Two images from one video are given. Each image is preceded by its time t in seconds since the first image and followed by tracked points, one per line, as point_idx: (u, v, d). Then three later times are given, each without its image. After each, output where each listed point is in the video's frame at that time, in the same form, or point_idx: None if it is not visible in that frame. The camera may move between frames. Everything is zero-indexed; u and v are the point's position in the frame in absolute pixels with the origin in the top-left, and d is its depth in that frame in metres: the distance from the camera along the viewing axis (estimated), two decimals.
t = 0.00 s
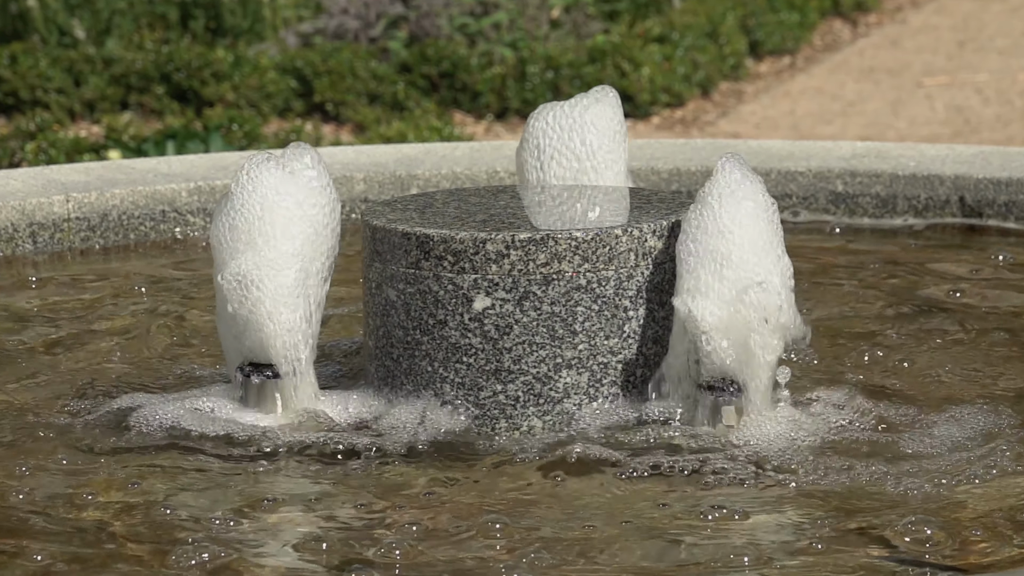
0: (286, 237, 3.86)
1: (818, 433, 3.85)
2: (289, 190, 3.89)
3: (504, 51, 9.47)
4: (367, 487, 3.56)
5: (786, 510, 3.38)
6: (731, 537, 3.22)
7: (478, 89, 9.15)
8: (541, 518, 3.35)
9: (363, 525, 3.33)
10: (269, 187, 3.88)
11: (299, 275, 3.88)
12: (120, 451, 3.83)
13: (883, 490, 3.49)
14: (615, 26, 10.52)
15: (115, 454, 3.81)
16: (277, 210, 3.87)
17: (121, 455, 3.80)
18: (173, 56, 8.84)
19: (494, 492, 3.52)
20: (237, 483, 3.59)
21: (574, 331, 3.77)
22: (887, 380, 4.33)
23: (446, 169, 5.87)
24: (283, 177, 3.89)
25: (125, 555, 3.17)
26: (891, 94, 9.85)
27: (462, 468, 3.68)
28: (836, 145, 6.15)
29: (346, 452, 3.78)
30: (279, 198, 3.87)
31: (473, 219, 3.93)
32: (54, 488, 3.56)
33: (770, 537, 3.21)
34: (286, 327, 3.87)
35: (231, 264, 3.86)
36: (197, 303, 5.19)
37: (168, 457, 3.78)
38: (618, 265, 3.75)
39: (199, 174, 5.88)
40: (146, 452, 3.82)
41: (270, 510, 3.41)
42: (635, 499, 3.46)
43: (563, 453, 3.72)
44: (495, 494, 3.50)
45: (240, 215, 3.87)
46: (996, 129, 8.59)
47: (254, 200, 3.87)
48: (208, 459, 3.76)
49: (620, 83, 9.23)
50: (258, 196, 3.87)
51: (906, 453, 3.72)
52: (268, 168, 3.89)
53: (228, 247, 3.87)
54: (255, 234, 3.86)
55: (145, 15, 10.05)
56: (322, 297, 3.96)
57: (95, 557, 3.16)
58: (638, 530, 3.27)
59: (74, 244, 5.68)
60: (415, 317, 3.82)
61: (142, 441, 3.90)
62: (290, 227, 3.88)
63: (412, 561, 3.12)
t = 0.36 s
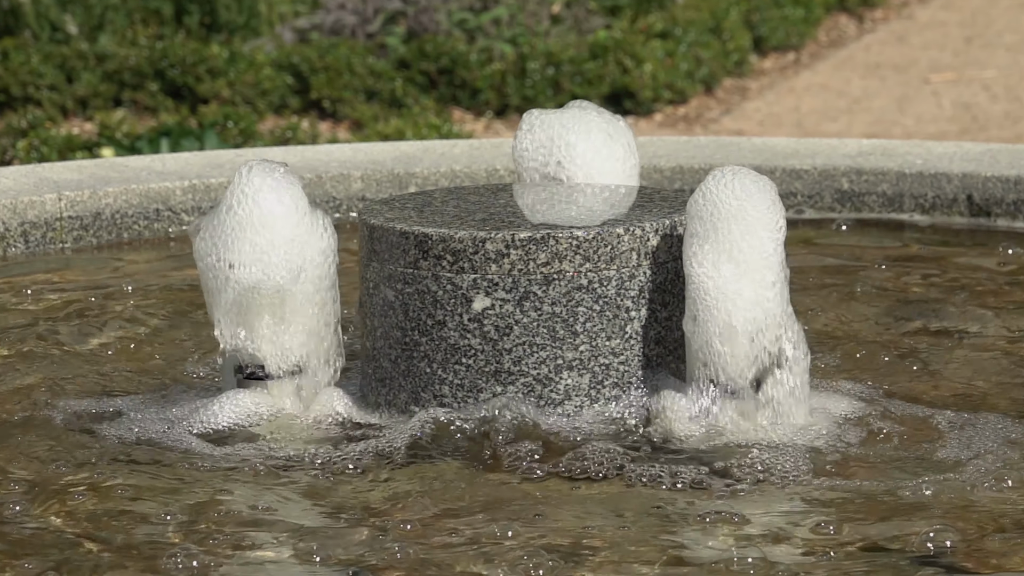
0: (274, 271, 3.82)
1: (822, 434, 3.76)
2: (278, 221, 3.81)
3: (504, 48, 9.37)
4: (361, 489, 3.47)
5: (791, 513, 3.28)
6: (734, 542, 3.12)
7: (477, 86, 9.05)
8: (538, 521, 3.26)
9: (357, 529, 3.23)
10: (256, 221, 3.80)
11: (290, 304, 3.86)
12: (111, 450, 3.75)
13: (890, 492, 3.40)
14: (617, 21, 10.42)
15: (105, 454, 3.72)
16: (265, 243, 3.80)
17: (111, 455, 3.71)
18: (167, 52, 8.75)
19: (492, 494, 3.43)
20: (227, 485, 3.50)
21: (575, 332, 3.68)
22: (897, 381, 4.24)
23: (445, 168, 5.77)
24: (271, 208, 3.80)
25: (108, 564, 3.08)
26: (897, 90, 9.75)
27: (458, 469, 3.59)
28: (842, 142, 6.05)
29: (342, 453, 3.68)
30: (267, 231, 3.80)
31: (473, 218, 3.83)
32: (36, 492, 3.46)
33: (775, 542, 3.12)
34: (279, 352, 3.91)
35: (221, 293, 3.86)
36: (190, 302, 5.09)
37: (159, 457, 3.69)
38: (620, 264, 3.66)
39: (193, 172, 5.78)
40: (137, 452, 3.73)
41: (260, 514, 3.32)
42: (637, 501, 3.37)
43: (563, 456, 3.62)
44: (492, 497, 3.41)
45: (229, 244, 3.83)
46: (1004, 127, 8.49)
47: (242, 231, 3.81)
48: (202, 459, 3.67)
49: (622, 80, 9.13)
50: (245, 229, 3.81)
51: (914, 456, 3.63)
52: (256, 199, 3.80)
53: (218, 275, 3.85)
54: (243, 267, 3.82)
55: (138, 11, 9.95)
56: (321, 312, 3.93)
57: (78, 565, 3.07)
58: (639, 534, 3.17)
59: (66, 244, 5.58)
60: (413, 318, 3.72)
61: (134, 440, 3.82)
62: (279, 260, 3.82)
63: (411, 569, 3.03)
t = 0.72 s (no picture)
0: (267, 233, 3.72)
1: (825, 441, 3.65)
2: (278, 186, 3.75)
3: (504, 44, 9.29)
4: (354, 491, 3.38)
5: (795, 517, 3.20)
6: (736, 548, 3.04)
7: (476, 82, 8.96)
8: (535, 524, 3.17)
9: (347, 532, 3.15)
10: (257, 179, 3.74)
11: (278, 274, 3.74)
12: (92, 452, 3.66)
13: (895, 495, 3.31)
14: (618, 16, 10.31)
15: (86, 456, 3.63)
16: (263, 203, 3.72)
17: (93, 458, 3.62)
18: (161, 48, 8.66)
19: (488, 497, 3.34)
20: (216, 488, 3.41)
21: (577, 333, 3.58)
22: (905, 383, 4.14)
23: (444, 166, 5.68)
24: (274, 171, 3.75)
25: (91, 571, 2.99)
26: (904, 87, 9.65)
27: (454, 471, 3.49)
28: (847, 140, 5.96)
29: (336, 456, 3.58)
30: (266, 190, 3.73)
31: (473, 217, 3.74)
32: (18, 496, 3.37)
33: (778, 547, 3.03)
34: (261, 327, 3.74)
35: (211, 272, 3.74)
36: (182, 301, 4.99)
37: (142, 461, 3.60)
38: (621, 264, 3.56)
39: (188, 170, 5.69)
40: (119, 455, 3.64)
41: (247, 517, 3.23)
42: (636, 504, 3.27)
43: (561, 458, 3.52)
44: (488, 500, 3.32)
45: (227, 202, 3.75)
46: (1013, 124, 8.38)
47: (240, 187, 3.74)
48: (185, 462, 3.57)
49: (624, 76, 9.03)
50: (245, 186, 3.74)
51: (920, 458, 3.53)
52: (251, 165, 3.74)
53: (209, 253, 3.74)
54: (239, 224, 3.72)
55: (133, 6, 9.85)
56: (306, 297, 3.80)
57: (61, 569, 2.98)
58: (638, 539, 3.09)
59: (58, 243, 5.49)
60: (412, 318, 3.63)
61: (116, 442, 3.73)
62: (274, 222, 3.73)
63: None
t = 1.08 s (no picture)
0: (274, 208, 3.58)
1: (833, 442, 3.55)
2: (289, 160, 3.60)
3: (504, 40, 9.21)
4: (346, 495, 3.29)
5: (800, 525, 3.10)
6: (739, 555, 2.94)
7: (475, 79, 8.87)
8: (532, 531, 3.07)
9: (338, 538, 3.05)
10: (268, 150, 3.59)
11: (281, 251, 3.60)
12: (78, 452, 3.57)
13: (904, 503, 3.21)
14: (619, 13, 10.21)
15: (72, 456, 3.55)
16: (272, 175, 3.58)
17: (78, 458, 3.54)
18: (155, 45, 8.58)
19: (485, 501, 3.24)
20: (205, 491, 3.31)
21: (578, 334, 3.50)
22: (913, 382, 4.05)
23: (442, 164, 5.58)
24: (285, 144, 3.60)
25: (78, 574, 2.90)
26: (911, 84, 9.55)
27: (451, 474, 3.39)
28: (853, 138, 5.86)
29: (330, 456, 3.49)
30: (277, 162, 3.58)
31: (473, 215, 3.64)
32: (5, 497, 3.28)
33: (782, 556, 2.94)
34: (257, 305, 3.60)
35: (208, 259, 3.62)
36: (174, 303, 4.90)
37: (130, 462, 3.51)
38: (623, 263, 3.47)
39: (183, 168, 5.59)
40: (106, 455, 3.55)
41: (235, 522, 3.13)
42: (637, 509, 3.19)
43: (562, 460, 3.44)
44: (484, 505, 3.22)
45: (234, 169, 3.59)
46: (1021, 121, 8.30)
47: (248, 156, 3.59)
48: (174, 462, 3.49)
49: (626, 73, 8.94)
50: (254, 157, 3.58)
51: (933, 462, 3.44)
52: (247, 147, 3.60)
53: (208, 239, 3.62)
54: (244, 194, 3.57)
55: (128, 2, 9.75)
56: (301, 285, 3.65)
57: (46, 571, 2.89)
58: (637, 546, 2.99)
59: (51, 242, 5.39)
60: (410, 318, 3.55)
61: (104, 441, 3.64)
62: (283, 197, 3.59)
63: None
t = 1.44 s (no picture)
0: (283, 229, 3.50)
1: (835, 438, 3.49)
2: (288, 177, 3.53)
3: (503, 35, 9.13)
4: (340, 501, 3.20)
5: (805, 530, 3.02)
6: (743, 562, 2.86)
7: (475, 75, 8.79)
8: (531, 538, 2.99)
9: (330, 545, 2.97)
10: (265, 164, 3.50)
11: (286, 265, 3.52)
12: (66, 458, 3.49)
13: (913, 508, 3.13)
14: (621, 8, 10.12)
15: (59, 462, 3.47)
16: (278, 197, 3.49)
17: (66, 463, 3.46)
18: (149, 40, 8.48)
19: (483, 506, 3.16)
20: (195, 497, 3.23)
21: (579, 334, 3.40)
22: (921, 384, 3.97)
23: (442, 162, 5.49)
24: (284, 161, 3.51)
25: None
26: (917, 80, 9.46)
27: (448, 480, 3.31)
28: (858, 135, 5.77)
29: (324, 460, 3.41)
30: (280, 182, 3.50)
31: (472, 214, 3.56)
32: None
33: (786, 562, 2.86)
34: (259, 324, 3.51)
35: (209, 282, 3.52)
36: (168, 306, 4.81)
37: (119, 467, 3.44)
38: (626, 263, 3.39)
39: (179, 166, 5.50)
40: (94, 460, 3.47)
41: (225, 530, 3.05)
42: (637, 514, 3.11)
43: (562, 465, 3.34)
44: (482, 510, 3.14)
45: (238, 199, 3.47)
46: None
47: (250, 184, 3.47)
48: (163, 466, 3.41)
49: (628, 69, 8.85)
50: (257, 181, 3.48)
51: (942, 466, 3.36)
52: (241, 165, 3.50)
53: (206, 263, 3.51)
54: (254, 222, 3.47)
55: None
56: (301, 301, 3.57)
57: None
58: (637, 553, 2.91)
59: (44, 241, 5.29)
60: (407, 319, 3.45)
61: (92, 447, 3.56)
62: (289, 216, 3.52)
63: None
